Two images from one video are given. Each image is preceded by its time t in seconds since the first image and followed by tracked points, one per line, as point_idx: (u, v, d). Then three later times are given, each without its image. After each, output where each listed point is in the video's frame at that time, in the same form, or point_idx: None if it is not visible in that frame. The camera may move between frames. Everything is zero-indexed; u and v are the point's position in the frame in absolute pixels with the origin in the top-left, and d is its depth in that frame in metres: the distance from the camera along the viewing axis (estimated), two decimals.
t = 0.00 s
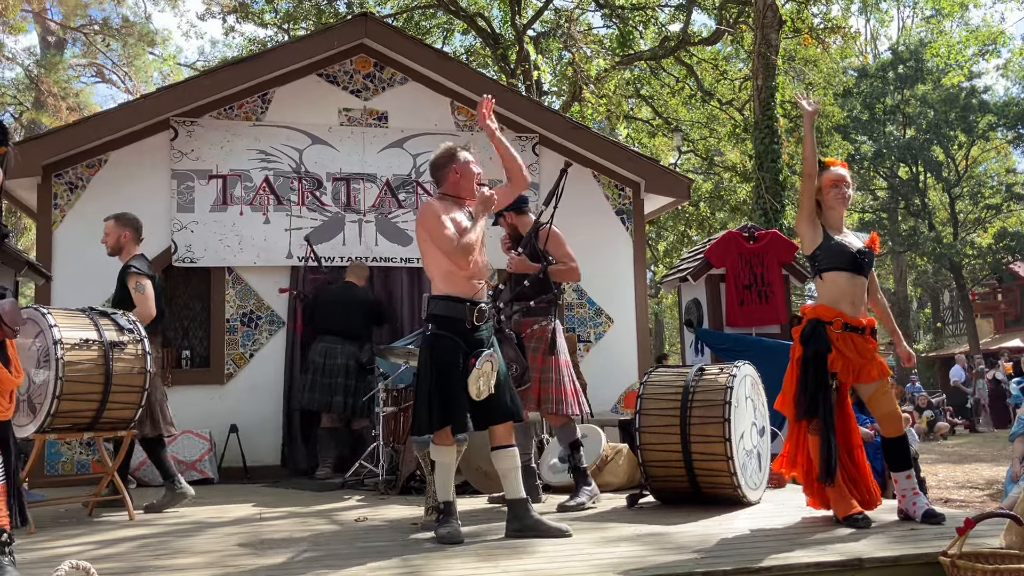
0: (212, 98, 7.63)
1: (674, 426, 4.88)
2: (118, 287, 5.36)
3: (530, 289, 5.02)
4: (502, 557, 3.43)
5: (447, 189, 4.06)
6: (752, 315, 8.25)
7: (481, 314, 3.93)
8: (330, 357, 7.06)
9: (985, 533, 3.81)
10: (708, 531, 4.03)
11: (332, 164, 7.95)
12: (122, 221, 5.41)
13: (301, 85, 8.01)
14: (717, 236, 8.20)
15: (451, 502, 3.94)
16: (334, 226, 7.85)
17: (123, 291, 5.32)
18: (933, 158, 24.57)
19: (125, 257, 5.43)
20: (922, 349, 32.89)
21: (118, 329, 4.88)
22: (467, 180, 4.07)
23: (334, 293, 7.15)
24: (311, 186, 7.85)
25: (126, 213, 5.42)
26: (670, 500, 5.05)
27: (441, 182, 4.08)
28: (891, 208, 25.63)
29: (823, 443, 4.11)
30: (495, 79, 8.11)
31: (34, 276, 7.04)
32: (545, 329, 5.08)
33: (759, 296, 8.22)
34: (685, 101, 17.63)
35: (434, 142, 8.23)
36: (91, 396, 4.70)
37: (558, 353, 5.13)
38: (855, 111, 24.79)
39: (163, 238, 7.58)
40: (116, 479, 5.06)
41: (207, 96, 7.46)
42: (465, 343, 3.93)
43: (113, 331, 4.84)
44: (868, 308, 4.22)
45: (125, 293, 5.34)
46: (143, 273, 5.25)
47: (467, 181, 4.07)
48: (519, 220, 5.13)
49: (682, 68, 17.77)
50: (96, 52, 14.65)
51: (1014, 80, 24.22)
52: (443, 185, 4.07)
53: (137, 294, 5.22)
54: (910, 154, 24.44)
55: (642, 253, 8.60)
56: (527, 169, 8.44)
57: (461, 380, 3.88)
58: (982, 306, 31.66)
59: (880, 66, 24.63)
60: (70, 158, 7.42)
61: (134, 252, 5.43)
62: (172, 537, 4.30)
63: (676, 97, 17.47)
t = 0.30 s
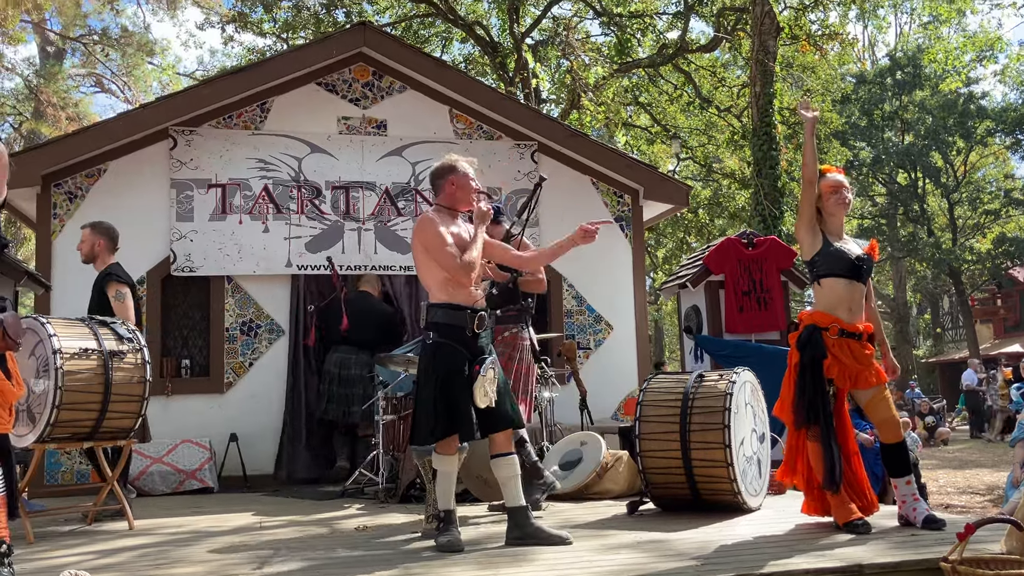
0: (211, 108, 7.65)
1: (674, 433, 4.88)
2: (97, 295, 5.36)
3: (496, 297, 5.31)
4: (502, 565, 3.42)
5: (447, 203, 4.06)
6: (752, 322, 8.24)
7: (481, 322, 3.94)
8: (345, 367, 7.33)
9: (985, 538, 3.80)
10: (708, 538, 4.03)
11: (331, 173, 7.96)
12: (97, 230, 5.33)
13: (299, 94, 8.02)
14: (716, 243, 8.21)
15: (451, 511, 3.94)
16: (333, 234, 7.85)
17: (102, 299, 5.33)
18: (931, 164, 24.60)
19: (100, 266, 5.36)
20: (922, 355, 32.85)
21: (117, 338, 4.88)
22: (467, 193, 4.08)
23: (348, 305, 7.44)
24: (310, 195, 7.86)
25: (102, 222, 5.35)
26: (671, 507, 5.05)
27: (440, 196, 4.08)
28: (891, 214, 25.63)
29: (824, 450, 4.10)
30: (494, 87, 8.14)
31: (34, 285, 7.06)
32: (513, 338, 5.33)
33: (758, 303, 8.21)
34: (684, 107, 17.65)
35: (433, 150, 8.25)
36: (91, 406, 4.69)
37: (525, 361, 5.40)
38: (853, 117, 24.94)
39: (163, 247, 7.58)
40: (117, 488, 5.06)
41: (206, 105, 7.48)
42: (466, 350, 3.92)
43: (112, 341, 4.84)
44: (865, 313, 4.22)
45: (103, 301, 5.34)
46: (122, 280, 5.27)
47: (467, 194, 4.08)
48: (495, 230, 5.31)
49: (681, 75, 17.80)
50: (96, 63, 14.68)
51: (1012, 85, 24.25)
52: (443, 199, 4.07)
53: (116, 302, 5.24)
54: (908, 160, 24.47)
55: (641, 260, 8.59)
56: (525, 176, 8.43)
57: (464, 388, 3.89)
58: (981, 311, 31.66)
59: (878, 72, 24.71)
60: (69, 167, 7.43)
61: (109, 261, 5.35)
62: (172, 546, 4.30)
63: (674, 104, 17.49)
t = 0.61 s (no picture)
0: (206, 114, 7.64)
1: (672, 438, 4.86)
2: (70, 303, 5.31)
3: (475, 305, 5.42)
4: (500, 572, 3.40)
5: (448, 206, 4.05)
6: (750, 327, 8.23)
7: (477, 328, 3.92)
8: (347, 372, 7.53)
9: (985, 543, 3.78)
10: (706, 544, 4.01)
11: (328, 179, 7.95)
12: (74, 236, 5.35)
13: (296, 100, 8.02)
14: (714, 248, 8.21)
15: (448, 517, 3.91)
16: (330, 240, 7.84)
17: (75, 309, 5.28)
18: (928, 168, 24.62)
19: (74, 273, 5.36)
20: (921, 360, 32.81)
21: (113, 345, 4.87)
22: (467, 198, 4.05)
23: (355, 313, 7.56)
24: (307, 201, 7.85)
25: (79, 229, 5.36)
26: (669, 512, 5.03)
27: (441, 199, 4.07)
28: (888, 218, 25.68)
29: (820, 454, 4.09)
30: (491, 93, 8.15)
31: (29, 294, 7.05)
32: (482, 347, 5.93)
33: (756, 308, 8.21)
34: (681, 113, 17.64)
35: (431, 156, 8.25)
36: (86, 413, 4.67)
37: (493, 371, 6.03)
38: (850, 122, 24.98)
39: (159, 254, 7.57)
40: (113, 496, 5.04)
41: (201, 112, 7.48)
42: (461, 356, 3.91)
43: (108, 348, 4.83)
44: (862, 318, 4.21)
45: (78, 313, 5.31)
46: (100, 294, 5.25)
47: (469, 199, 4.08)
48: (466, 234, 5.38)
49: (678, 81, 17.80)
50: (93, 70, 14.66)
51: (1009, 89, 24.26)
52: (443, 202, 4.06)
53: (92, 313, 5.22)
54: (906, 164, 24.46)
55: (638, 265, 8.60)
56: (522, 182, 8.41)
57: (460, 394, 3.87)
58: (980, 315, 31.66)
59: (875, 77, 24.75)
60: (65, 174, 7.42)
61: (83, 268, 5.36)
62: (169, 554, 4.28)
63: (671, 110, 17.48)
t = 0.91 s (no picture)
0: (202, 120, 7.64)
1: (668, 443, 4.86)
2: (54, 309, 5.27)
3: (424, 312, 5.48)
4: None
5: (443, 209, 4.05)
6: (745, 331, 8.23)
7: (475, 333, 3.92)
8: (345, 378, 7.92)
9: (980, 547, 3.78)
10: (702, 548, 4.01)
11: (325, 184, 7.95)
12: (56, 241, 5.29)
13: (293, 106, 8.03)
14: (709, 252, 8.23)
15: (444, 523, 3.91)
16: (327, 245, 7.84)
17: (60, 315, 5.26)
18: (924, 172, 24.69)
19: (57, 278, 5.32)
20: (917, 363, 32.86)
21: (109, 351, 4.87)
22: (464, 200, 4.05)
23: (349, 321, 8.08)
24: (303, 206, 7.85)
25: (62, 233, 5.31)
26: (666, 517, 5.03)
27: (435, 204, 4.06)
28: (884, 222, 25.83)
29: (816, 459, 4.09)
30: (486, 99, 8.17)
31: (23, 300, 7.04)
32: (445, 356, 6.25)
33: (752, 312, 8.22)
34: (677, 117, 17.68)
35: (427, 161, 8.25)
36: (82, 419, 4.66)
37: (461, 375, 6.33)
38: (846, 127, 24.98)
39: (155, 260, 7.56)
40: (108, 503, 5.02)
41: (197, 117, 7.48)
42: (458, 360, 3.91)
43: (104, 353, 4.82)
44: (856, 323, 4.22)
45: (63, 319, 5.28)
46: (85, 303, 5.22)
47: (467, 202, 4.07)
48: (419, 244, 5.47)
49: (674, 85, 17.84)
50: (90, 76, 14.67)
51: (1004, 93, 24.33)
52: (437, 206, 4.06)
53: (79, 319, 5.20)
54: (901, 168, 24.53)
55: (634, 270, 8.62)
56: (519, 187, 8.42)
57: (457, 397, 3.87)
58: (976, 319, 31.73)
59: (870, 81, 24.85)
60: (61, 180, 7.42)
61: (65, 273, 5.32)
62: (165, 561, 4.27)
63: (667, 114, 17.51)
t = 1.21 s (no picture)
0: (200, 124, 7.64)
1: (666, 446, 4.86)
2: (49, 313, 5.23)
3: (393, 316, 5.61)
4: None
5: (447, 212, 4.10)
6: (744, 335, 8.23)
7: (456, 336, 3.88)
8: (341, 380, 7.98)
9: (978, 550, 3.79)
10: (700, 552, 4.01)
11: (322, 188, 7.96)
12: (42, 247, 5.31)
13: (290, 110, 8.03)
14: (707, 256, 8.24)
15: (441, 527, 3.91)
16: (325, 249, 7.85)
17: (56, 318, 5.23)
18: (921, 176, 24.71)
19: (41, 284, 5.31)
20: (915, 367, 32.88)
21: (106, 356, 4.85)
22: (447, 198, 4.00)
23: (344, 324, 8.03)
24: (301, 211, 7.85)
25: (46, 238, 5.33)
26: (664, 521, 5.03)
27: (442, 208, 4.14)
28: (882, 226, 25.90)
29: (810, 464, 4.10)
30: (484, 103, 8.18)
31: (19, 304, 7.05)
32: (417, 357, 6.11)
33: (750, 316, 8.22)
34: (674, 121, 17.68)
35: (425, 165, 8.25)
36: (79, 424, 4.65)
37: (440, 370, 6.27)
38: (843, 130, 25.10)
39: (153, 264, 7.55)
40: (106, 508, 5.00)
41: (195, 122, 7.48)
42: (439, 366, 3.90)
43: (101, 358, 4.81)
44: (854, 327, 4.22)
45: (57, 321, 5.24)
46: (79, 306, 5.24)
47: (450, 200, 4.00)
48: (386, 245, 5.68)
49: (671, 89, 17.83)
50: (87, 81, 14.65)
51: (1001, 97, 24.35)
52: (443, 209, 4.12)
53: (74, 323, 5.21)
54: (899, 172, 24.58)
55: (631, 274, 8.64)
56: (516, 191, 8.43)
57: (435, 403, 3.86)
58: (974, 322, 31.75)
59: (867, 85, 24.90)
60: (58, 185, 7.42)
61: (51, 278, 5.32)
62: (163, 565, 4.26)
63: (664, 119, 17.53)
